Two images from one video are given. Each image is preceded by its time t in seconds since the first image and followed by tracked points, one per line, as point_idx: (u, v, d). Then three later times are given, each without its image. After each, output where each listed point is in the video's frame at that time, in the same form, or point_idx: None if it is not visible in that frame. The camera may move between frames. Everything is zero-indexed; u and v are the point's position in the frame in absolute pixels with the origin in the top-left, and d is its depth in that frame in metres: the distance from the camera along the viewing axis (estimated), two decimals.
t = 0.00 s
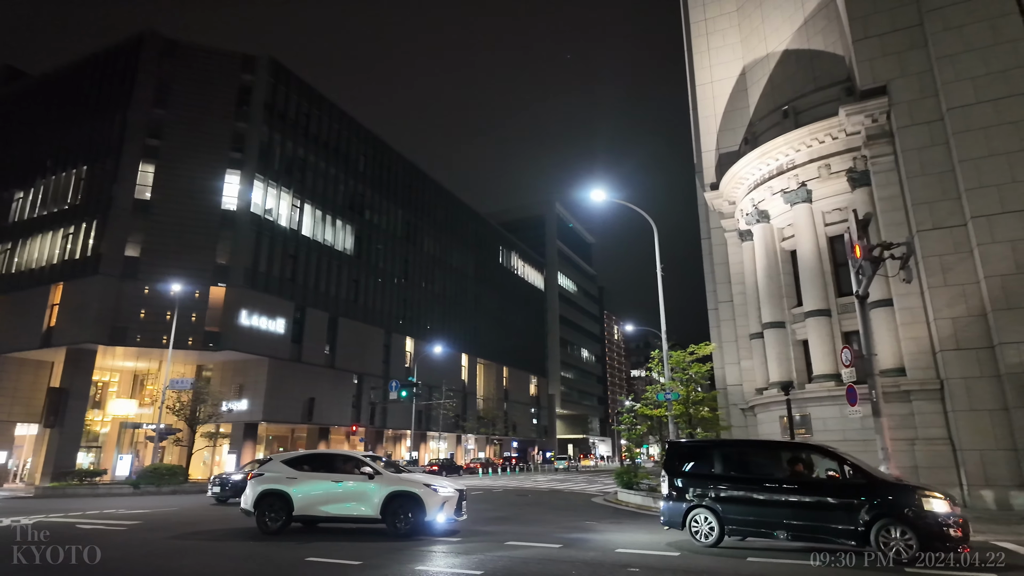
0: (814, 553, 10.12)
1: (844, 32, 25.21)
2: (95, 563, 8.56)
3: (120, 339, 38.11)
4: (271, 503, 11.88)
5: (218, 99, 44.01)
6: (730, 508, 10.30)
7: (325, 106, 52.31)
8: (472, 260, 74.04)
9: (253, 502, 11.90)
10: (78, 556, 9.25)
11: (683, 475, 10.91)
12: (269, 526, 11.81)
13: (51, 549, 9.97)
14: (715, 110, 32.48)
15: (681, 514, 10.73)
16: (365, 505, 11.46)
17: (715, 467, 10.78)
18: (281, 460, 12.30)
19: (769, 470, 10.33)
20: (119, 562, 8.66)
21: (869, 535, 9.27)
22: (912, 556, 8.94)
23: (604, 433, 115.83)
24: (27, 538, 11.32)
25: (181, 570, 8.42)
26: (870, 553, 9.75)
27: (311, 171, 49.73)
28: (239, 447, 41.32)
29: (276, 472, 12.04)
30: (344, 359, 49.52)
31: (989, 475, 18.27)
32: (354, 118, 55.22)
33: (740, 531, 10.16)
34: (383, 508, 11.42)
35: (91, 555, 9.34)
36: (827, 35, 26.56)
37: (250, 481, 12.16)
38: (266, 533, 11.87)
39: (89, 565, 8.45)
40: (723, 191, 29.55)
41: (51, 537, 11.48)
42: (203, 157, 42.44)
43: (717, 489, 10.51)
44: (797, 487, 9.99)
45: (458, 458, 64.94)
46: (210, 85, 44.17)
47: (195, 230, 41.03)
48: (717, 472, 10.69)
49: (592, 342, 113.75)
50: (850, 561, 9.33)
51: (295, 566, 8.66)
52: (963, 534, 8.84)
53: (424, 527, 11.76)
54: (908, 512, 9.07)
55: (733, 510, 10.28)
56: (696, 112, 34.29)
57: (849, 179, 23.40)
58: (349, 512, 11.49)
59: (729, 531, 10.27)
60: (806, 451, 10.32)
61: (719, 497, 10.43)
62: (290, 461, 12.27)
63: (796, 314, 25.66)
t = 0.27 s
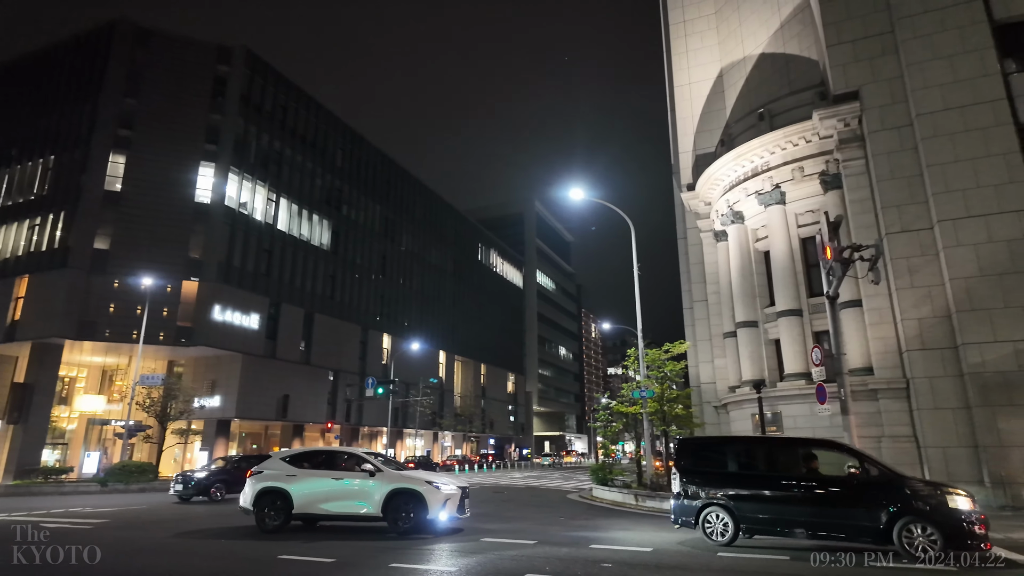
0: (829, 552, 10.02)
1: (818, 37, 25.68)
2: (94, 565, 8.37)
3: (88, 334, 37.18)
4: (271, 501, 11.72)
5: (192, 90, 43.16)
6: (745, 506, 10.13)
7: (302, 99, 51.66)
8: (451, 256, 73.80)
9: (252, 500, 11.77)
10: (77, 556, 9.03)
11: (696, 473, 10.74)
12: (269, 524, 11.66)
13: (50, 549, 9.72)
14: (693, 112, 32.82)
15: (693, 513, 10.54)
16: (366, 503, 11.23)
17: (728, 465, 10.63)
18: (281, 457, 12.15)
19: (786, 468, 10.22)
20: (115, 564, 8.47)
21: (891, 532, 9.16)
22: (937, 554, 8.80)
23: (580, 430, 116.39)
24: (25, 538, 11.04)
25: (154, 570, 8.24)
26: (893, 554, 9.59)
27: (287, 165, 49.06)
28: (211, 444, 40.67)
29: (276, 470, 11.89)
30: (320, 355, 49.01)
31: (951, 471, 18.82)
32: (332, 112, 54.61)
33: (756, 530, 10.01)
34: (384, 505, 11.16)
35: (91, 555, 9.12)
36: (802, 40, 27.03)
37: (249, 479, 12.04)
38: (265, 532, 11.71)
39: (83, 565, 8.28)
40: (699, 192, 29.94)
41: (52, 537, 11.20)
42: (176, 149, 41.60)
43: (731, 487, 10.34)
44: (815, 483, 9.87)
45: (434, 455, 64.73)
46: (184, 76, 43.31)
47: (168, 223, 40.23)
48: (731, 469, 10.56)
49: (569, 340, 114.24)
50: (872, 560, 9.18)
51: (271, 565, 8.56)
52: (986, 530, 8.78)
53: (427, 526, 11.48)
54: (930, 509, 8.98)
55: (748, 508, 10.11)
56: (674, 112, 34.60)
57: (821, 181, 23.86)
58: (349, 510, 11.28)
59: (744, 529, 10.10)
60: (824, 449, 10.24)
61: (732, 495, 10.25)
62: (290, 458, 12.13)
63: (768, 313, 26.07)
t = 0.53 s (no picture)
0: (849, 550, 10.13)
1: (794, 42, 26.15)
2: (94, 566, 8.18)
3: (54, 328, 36.26)
4: (270, 499, 11.62)
5: (166, 80, 42.30)
6: (762, 502, 10.21)
7: (279, 92, 50.96)
8: (429, 253, 73.51)
9: (251, 498, 11.68)
10: (77, 556, 8.81)
11: (712, 470, 10.84)
12: (268, 523, 11.57)
13: (50, 549, 9.48)
14: (671, 113, 33.14)
15: (708, 510, 10.59)
16: (365, 501, 11.09)
17: (746, 463, 10.76)
18: (279, 455, 12.02)
19: (804, 465, 10.37)
20: (100, 563, 8.30)
21: (914, 531, 9.33)
22: (961, 551, 8.96)
23: (557, 427, 116.84)
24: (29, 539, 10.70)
25: (128, 571, 8.07)
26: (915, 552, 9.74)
27: (263, 158, 48.37)
28: (183, 442, 39.99)
29: (275, 467, 11.77)
30: (295, 351, 48.47)
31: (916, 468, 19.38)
32: (310, 105, 53.98)
33: (774, 528, 10.08)
34: (384, 503, 11.01)
35: (90, 555, 8.91)
36: (778, 44, 27.48)
37: (247, 476, 11.94)
38: (264, 530, 11.62)
39: (70, 566, 8.09)
40: (676, 192, 30.28)
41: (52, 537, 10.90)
42: (150, 140, 40.72)
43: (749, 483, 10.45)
44: (835, 482, 10.00)
45: (411, 453, 64.47)
46: (158, 65, 42.41)
47: (140, 215, 39.40)
48: (748, 466, 10.69)
49: (547, 338, 114.64)
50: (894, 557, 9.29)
51: (248, 564, 8.45)
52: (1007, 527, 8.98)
53: (430, 523, 11.33)
54: (953, 506, 9.16)
55: (766, 505, 10.18)
56: (652, 113, 34.90)
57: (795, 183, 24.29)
58: (349, 508, 11.15)
59: (760, 526, 10.17)
60: (845, 447, 10.44)
61: (750, 491, 10.35)
62: (289, 455, 11.99)
63: (742, 313, 26.48)
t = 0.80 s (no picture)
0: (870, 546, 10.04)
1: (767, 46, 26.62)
2: (94, 566, 7.97)
3: (15, 322, 35.15)
4: (268, 497, 11.46)
5: (135, 68, 41.20)
6: (784, 501, 9.95)
7: (253, 82, 50.08)
8: (405, 249, 73.04)
9: (249, 497, 11.53)
10: (77, 556, 8.58)
11: (729, 467, 10.49)
12: (267, 521, 11.40)
13: (49, 549, 9.20)
14: (647, 113, 33.40)
15: (725, 508, 10.30)
16: (367, 499, 10.99)
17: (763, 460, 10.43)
18: (277, 452, 11.85)
19: (820, 460, 10.19)
20: (93, 563, 8.11)
21: (938, 529, 9.29)
22: (986, 549, 8.95)
23: (532, 425, 117.19)
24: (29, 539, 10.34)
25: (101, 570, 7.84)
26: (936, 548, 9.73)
27: (235, 150, 47.49)
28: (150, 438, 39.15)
29: (274, 465, 11.61)
30: (267, 347, 47.75)
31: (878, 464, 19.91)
32: (284, 97, 53.17)
33: (796, 526, 9.84)
34: (385, 501, 10.91)
35: (91, 555, 8.67)
36: (752, 47, 27.93)
37: (244, 474, 11.76)
38: (263, 529, 11.46)
39: (63, 566, 7.89)
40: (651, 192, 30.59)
41: (53, 537, 10.54)
42: (118, 129, 39.61)
43: (768, 481, 10.15)
44: (860, 479, 9.79)
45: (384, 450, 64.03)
46: (127, 53, 41.29)
47: (107, 207, 38.32)
48: (765, 463, 10.36)
49: (523, 335, 114.85)
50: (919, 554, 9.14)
51: (218, 563, 8.32)
52: None
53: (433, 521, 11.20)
54: (979, 505, 9.11)
55: (785, 503, 9.93)
56: (629, 112, 35.16)
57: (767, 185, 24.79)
58: (349, 506, 11.05)
59: (781, 525, 9.93)
60: (864, 442, 10.17)
61: (769, 490, 10.07)
62: (287, 453, 11.82)
63: (713, 312, 26.89)
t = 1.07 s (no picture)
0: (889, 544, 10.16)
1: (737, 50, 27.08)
2: (95, 566, 7.87)
3: None
4: (264, 495, 11.22)
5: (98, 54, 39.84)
6: (802, 498, 10.15)
7: (222, 72, 48.99)
8: (377, 244, 72.36)
9: (244, 494, 11.29)
10: (77, 556, 8.46)
11: (747, 465, 10.69)
12: (263, 519, 11.18)
13: (49, 549, 9.04)
14: (620, 113, 33.63)
15: (742, 505, 10.49)
16: (365, 496, 10.81)
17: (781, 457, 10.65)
18: (273, 449, 11.60)
19: (838, 458, 10.40)
20: (94, 563, 8.01)
21: (958, 525, 9.42)
22: (1006, 544, 9.10)
23: (502, 422, 117.32)
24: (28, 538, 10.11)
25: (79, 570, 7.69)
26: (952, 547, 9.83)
27: (203, 140, 46.42)
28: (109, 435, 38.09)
29: (270, 462, 11.36)
30: (233, 342, 46.84)
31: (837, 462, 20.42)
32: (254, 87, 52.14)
33: (814, 523, 10.04)
34: (384, 498, 10.74)
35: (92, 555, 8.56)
36: (723, 51, 28.37)
37: (240, 472, 11.52)
38: (258, 527, 11.23)
39: (63, 567, 7.78)
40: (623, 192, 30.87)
41: (54, 537, 10.33)
42: (80, 116, 38.28)
43: (786, 479, 10.36)
44: (879, 476, 10.00)
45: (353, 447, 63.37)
46: (89, 38, 39.91)
47: (67, 196, 36.98)
48: (783, 460, 10.59)
49: (495, 332, 114.83)
50: (922, 555, 9.10)
51: (179, 564, 8.14)
52: None
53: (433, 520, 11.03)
54: (1001, 503, 9.26)
55: (803, 501, 10.14)
56: (602, 112, 35.36)
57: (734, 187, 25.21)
58: (347, 504, 10.85)
59: (799, 521, 10.12)
60: (882, 440, 10.40)
61: (787, 488, 10.28)
62: (283, 449, 11.58)
63: (681, 311, 27.26)
